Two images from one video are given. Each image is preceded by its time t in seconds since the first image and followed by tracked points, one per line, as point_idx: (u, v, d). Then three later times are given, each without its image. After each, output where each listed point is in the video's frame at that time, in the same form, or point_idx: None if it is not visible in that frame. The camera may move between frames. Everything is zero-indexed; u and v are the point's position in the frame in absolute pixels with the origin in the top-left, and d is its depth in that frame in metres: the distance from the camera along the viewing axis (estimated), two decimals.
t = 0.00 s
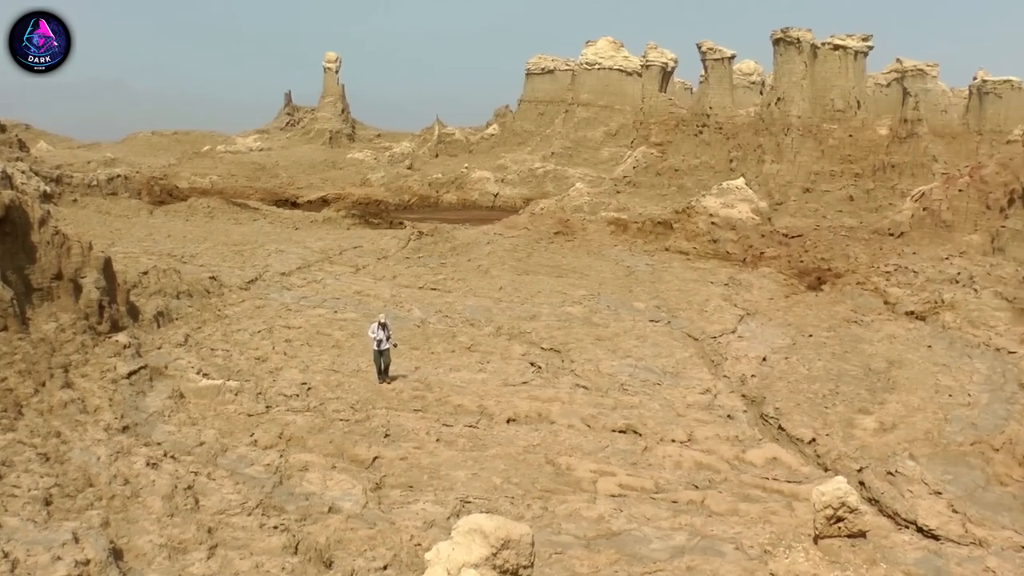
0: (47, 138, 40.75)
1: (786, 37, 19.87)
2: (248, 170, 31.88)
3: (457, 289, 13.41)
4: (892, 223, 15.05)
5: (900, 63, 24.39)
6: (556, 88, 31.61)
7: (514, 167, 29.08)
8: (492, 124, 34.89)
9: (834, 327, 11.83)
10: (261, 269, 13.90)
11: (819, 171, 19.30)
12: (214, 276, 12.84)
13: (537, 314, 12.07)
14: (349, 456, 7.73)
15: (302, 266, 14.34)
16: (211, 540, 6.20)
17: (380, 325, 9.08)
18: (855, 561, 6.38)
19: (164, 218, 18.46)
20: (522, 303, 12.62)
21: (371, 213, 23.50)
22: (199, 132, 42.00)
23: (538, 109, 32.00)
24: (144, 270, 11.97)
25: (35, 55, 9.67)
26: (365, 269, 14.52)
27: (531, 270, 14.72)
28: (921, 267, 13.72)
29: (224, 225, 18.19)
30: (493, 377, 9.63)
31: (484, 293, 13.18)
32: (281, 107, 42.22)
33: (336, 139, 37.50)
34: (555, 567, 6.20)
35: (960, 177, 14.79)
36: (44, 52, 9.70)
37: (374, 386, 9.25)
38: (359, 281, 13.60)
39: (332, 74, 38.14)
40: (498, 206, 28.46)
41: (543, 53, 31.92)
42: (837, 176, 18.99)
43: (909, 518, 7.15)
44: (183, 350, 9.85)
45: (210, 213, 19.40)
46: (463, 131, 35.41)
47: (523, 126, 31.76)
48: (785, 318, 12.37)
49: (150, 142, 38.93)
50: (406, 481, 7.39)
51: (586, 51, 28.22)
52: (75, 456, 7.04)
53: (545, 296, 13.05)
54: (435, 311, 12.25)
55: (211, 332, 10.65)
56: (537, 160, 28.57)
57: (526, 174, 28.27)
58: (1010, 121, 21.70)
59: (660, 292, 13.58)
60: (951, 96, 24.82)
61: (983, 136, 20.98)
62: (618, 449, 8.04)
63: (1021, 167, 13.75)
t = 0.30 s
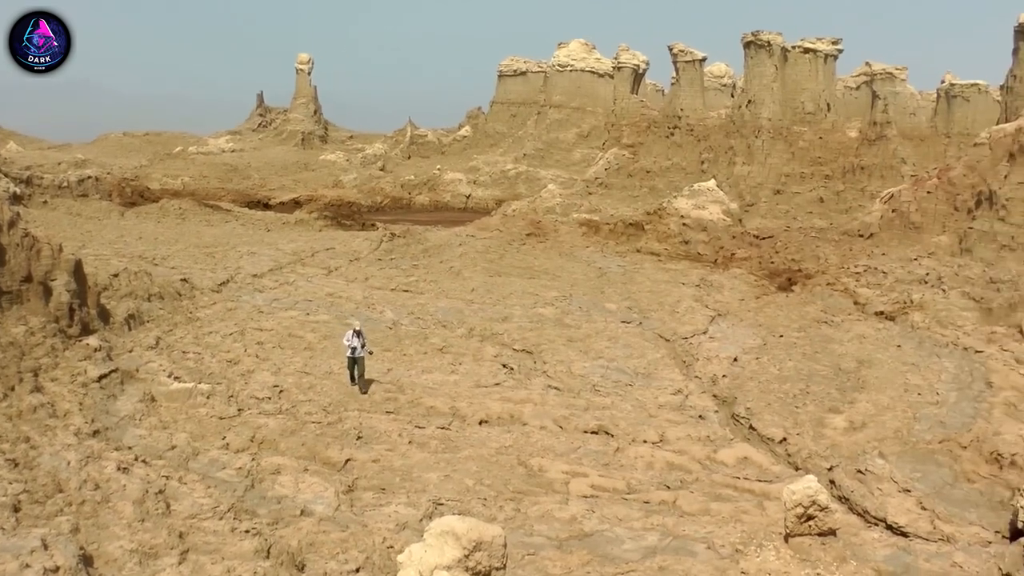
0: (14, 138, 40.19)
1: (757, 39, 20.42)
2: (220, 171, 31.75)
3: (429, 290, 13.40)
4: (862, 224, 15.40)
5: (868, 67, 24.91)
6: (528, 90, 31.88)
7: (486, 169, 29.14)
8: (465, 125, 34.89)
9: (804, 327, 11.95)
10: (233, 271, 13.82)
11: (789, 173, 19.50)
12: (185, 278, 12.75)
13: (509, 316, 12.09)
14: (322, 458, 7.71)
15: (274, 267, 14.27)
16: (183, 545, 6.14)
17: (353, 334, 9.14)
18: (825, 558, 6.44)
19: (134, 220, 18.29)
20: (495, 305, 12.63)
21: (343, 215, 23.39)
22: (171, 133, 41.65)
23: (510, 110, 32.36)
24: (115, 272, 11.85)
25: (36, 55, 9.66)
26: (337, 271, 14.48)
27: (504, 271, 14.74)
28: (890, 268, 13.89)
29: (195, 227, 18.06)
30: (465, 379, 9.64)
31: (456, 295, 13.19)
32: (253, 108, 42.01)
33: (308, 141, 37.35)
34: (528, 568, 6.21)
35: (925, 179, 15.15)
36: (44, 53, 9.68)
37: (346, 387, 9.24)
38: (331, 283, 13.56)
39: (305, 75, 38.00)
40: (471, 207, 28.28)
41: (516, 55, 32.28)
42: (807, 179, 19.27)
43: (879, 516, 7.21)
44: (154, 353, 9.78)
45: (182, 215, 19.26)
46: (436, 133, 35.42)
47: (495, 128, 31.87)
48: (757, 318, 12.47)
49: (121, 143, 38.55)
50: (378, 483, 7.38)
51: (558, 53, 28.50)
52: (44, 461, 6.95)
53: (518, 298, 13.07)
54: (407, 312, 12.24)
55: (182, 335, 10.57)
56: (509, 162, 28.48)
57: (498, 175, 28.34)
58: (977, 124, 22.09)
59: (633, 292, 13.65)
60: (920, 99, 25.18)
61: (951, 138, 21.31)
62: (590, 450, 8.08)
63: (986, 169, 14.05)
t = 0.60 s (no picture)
0: None
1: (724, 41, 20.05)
2: (188, 173, 31.58)
3: (397, 292, 13.38)
4: (829, 224, 15.56)
5: (833, 68, 25.16)
6: (496, 90, 31.59)
7: (455, 170, 29.22)
8: (433, 126, 34.87)
9: (772, 327, 12.05)
10: (200, 273, 13.72)
11: (756, 174, 19.67)
12: (153, 281, 12.64)
13: (478, 317, 12.10)
14: (290, 461, 7.68)
15: (242, 269, 14.18)
16: (151, 551, 6.05)
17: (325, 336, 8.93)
18: (793, 555, 6.46)
19: (100, 222, 18.09)
20: (463, 306, 12.63)
21: (311, 216, 23.23)
22: (137, 134, 41.21)
23: (477, 112, 32.15)
24: (81, 275, 11.71)
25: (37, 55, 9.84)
26: (306, 272, 14.42)
27: (472, 272, 14.73)
28: (857, 267, 14.05)
29: (163, 229, 17.91)
30: (434, 380, 9.65)
31: (425, 296, 13.18)
32: (220, 110, 41.71)
33: (276, 142, 37.12)
34: (497, 569, 6.21)
35: (892, 179, 15.27)
36: (44, 53, 9.85)
37: (314, 390, 9.23)
38: (300, 285, 13.50)
39: (273, 75, 37.80)
40: (439, 209, 28.53)
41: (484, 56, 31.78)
42: (774, 179, 19.59)
43: (846, 512, 7.27)
44: (122, 357, 9.70)
45: (149, 217, 19.09)
46: (405, 134, 35.41)
47: (463, 129, 32.01)
48: (725, 318, 12.54)
49: (87, 145, 38.08)
50: (347, 485, 7.35)
51: (525, 53, 27.74)
52: (10, 467, 6.84)
53: (486, 299, 13.07)
54: (375, 314, 12.22)
55: (150, 338, 10.49)
56: (477, 163, 28.70)
57: (466, 176, 28.41)
58: (942, 124, 22.29)
59: (601, 293, 13.70)
60: (886, 100, 25.50)
61: (917, 138, 21.60)
62: (559, 451, 8.11)
63: (952, 170, 14.28)
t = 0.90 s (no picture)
0: None
1: (694, 41, 20.30)
2: (159, 175, 31.40)
3: (369, 293, 13.36)
4: (800, 223, 15.69)
5: (805, 68, 25.31)
6: (466, 90, 32.03)
7: (426, 171, 29.28)
8: (404, 127, 34.86)
9: (744, 325, 12.13)
10: (171, 276, 13.63)
11: (727, 173, 19.81)
12: (124, 284, 12.55)
13: (450, 317, 12.10)
14: (263, 464, 7.64)
15: (213, 271, 14.10)
16: (122, 555, 5.95)
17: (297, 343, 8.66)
18: (766, 553, 6.48)
19: (69, 225, 17.91)
20: (436, 307, 12.63)
21: (283, 218, 23.08)
22: (106, 137, 40.79)
23: (449, 112, 32.42)
24: (51, 278, 11.57)
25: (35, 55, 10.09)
26: (277, 274, 14.36)
27: (444, 273, 14.71)
28: (829, 266, 14.18)
29: (133, 231, 17.78)
30: (406, 381, 9.64)
31: (397, 297, 13.16)
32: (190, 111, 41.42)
33: (246, 143, 36.91)
34: (470, 570, 6.19)
35: (863, 179, 15.47)
36: (43, 54, 10.11)
37: (286, 392, 9.21)
38: (271, 286, 13.44)
39: (243, 76, 37.63)
40: (410, 209, 28.54)
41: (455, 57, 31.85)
42: (745, 178, 19.70)
43: (819, 509, 7.31)
44: (92, 361, 9.62)
45: (119, 219, 18.94)
46: (376, 135, 35.40)
47: (434, 129, 32.11)
48: (696, 317, 12.60)
49: (55, 147, 37.63)
50: (320, 487, 7.33)
51: (496, 54, 28.08)
52: None
53: (458, 299, 13.07)
54: (347, 315, 12.19)
55: (121, 341, 10.42)
56: (449, 163, 28.79)
57: (438, 177, 28.47)
58: (912, 125, 22.48)
59: (573, 293, 13.72)
60: (857, 99, 25.73)
61: (888, 138, 21.84)
62: (532, 451, 8.12)
63: (922, 169, 14.45)
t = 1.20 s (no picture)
0: None
1: (672, 41, 20.21)
2: (136, 177, 31.25)
3: (348, 294, 13.34)
4: (779, 223, 15.78)
5: (783, 68, 25.41)
6: (444, 91, 32.05)
7: (404, 172, 29.29)
8: (382, 128, 34.83)
9: (723, 325, 12.17)
10: (148, 278, 13.56)
11: (705, 173, 19.90)
12: (101, 287, 12.48)
13: (429, 318, 12.09)
14: (242, 466, 7.61)
15: (190, 273, 14.05)
16: (101, 559, 5.87)
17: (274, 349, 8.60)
18: (746, 552, 6.48)
19: (45, 227, 17.79)
20: (415, 308, 12.63)
21: (260, 220, 22.94)
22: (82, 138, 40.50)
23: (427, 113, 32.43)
24: (28, 280, 11.48)
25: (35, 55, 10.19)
26: (255, 276, 14.31)
27: (422, 273, 14.70)
28: (808, 265, 14.26)
29: (110, 233, 17.68)
30: (385, 382, 9.63)
31: (375, 298, 13.14)
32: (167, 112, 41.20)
33: (224, 145, 36.75)
34: (450, 570, 6.17)
35: (841, 178, 15.58)
36: (43, 54, 10.21)
37: (264, 394, 9.18)
38: (249, 288, 13.40)
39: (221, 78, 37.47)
40: (388, 210, 28.55)
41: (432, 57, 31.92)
42: (724, 178, 19.80)
43: (798, 508, 7.34)
44: (70, 364, 9.56)
45: (95, 221, 18.82)
46: (354, 136, 35.36)
47: (412, 130, 32.14)
48: (675, 317, 12.64)
49: (30, 150, 37.32)
50: (299, 489, 7.30)
51: (474, 54, 27.72)
52: None
53: (437, 300, 13.07)
54: (326, 317, 12.16)
55: (99, 344, 10.36)
56: (427, 164, 28.81)
57: (416, 178, 28.48)
58: (890, 124, 22.64)
59: (552, 293, 13.74)
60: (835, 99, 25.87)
61: (865, 138, 22.04)
62: (511, 451, 8.13)
63: (900, 168, 14.55)
